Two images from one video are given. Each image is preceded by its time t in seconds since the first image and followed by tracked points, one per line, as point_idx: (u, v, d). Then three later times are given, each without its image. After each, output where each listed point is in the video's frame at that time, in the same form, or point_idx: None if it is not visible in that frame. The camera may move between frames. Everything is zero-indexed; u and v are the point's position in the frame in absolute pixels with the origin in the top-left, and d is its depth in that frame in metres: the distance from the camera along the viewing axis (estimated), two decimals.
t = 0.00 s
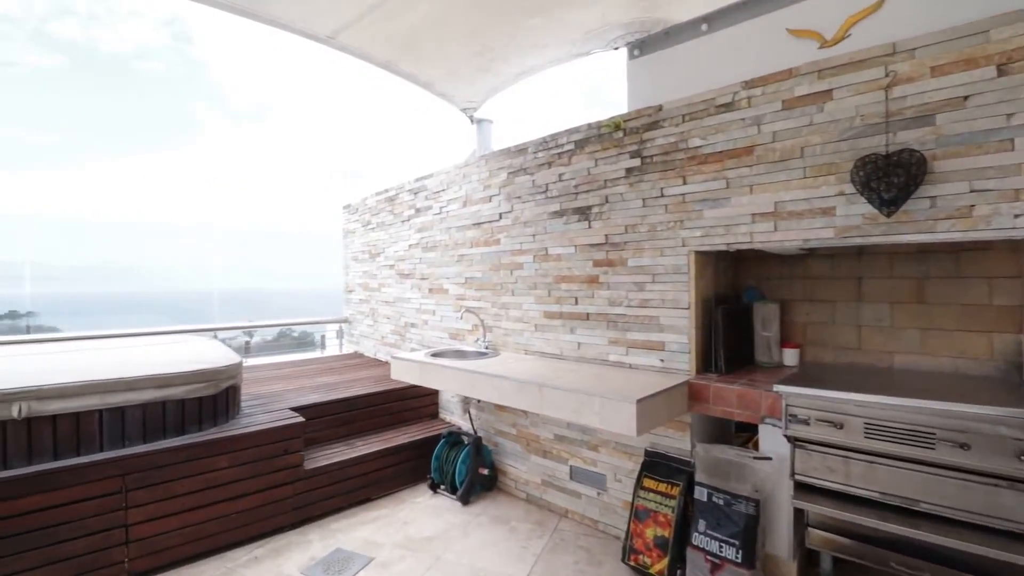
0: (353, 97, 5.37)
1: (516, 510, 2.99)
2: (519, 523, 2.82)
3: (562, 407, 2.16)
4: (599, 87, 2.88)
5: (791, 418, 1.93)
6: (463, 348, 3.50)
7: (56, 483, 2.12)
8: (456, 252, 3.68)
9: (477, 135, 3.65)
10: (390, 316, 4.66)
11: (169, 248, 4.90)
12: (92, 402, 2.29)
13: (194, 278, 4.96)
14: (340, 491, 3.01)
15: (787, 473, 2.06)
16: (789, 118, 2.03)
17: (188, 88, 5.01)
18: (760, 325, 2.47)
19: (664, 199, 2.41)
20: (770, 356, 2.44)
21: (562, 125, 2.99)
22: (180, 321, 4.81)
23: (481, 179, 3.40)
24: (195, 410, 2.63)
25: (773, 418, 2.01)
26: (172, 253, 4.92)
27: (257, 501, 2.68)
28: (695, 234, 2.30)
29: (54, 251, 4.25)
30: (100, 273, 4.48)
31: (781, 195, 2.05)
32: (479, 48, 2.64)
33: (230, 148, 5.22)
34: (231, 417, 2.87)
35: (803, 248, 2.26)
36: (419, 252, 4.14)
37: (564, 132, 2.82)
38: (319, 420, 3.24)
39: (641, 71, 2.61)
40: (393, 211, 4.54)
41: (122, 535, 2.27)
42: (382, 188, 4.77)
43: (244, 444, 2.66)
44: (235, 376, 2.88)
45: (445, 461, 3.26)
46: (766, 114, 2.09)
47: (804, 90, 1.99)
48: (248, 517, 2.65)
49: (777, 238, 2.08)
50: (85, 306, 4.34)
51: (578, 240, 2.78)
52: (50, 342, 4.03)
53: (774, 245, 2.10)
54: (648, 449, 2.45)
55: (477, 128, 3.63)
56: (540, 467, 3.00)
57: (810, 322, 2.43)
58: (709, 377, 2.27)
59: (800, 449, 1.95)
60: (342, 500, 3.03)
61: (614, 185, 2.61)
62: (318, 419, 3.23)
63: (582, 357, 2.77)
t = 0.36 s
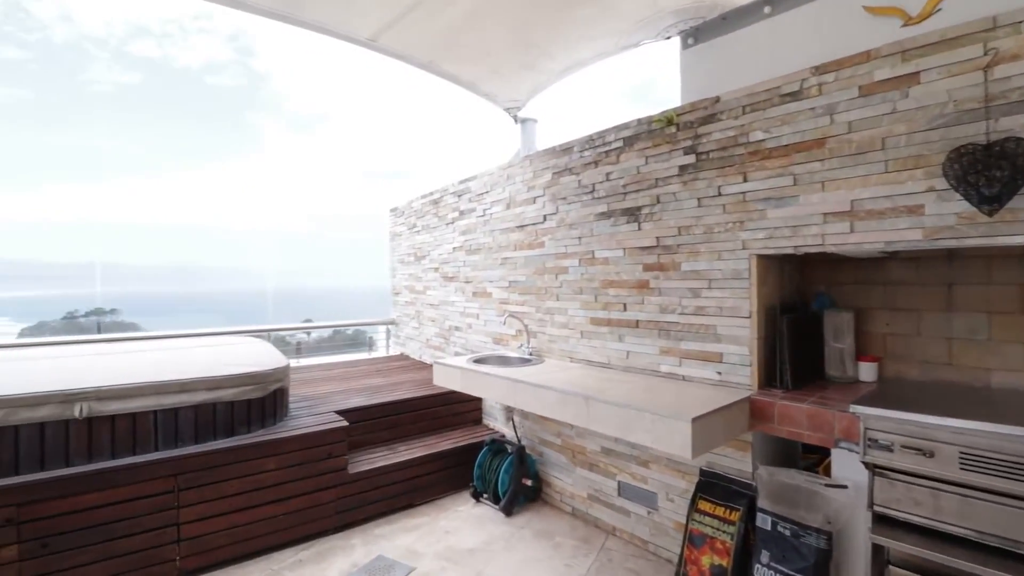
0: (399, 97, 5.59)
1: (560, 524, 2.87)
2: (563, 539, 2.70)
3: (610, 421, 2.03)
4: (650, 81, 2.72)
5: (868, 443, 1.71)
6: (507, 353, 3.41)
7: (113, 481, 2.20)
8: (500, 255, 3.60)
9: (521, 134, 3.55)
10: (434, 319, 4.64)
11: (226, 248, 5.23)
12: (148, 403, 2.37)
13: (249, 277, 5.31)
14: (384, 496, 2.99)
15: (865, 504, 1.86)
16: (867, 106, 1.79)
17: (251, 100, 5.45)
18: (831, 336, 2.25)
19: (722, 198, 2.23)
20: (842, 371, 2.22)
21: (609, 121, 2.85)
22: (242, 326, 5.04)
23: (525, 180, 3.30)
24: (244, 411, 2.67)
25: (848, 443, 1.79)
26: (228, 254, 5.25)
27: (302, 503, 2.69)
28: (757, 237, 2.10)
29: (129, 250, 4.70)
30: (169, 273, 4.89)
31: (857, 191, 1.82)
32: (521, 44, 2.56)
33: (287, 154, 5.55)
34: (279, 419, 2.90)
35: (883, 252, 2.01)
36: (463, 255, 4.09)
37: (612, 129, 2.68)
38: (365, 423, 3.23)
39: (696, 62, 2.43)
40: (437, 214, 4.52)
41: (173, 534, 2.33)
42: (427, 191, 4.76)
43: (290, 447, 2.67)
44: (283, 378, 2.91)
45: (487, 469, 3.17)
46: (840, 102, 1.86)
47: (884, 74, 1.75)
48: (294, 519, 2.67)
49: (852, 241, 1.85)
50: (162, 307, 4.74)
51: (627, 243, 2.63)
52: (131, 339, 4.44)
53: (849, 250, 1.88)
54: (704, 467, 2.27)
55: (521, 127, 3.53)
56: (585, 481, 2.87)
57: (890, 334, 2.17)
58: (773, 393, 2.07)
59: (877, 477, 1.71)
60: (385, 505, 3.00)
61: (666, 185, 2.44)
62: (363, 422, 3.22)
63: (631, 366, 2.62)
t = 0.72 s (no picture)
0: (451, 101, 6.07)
1: (614, 541, 2.71)
2: (617, 558, 2.54)
3: (666, 438, 1.87)
4: (712, 69, 2.54)
5: (975, 475, 1.43)
6: (557, 359, 3.29)
7: (172, 479, 2.27)
8: (550, 257, 3.48)
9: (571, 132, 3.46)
10: (484, 321, 4.58)
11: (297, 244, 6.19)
12: (206, 403, 2.43)
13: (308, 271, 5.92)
14: (431, 502, 2.93)
15: (969, 542, 1.57)
16: (973, 83, 1.52)
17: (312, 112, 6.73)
18: (925, 348, 1.97)
19: (795, 193, 2.00)
20: (939, 388, 1.94)
21: (667, 114, 2.66)
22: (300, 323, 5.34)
23: (576, 179, 3.17)
24: (296, 413, 2.70)
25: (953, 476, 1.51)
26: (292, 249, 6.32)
27: (352, 506, 2.69)
28: (837, 236, 1.87)
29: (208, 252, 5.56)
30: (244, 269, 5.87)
31: (961, 182, 1.55)
32: (569, 38, 2.48)
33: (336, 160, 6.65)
34: (330, 421, 2.91)
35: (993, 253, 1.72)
36: (513, 257, 4.01)
37: (670, 122, 2.50)
38: (413, 426, 3.16)
39: (763, 44, 2.21)
40: (487, 215, 4.47)
41: (227, 532, 2.39)
42: (477, 193, 4.72)
43: (339, 450, 2.67)
44: (335, 380, 2.93)
45: (536, 478, 3.03)
46: (938, 81, 1.59)
47: (994, 46, 1.47)
48: (344, 521, 2.67)
49: (954, 243, 1.57)
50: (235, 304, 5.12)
51: (686, 243, 2.44)
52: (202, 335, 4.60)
53: (949, 252, 1.61)
54: (774, 491, 2.05)
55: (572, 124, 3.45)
56: (640, 496, 2.70)
57: (1000, 346, 1.85)
58: (857, 412, 1.83)
59: (985, 515, 1.42)
60: (434, 511, 2.95)
61: (730, 180, 2.24)
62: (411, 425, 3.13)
63: (691, 377, 2.43)
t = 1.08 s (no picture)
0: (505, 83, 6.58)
1: (666, 564, 2.51)
2: None
3: (725, 458, 1.67)
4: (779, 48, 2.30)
5: None
6: (605, 365, 3.12)
7: (220, 477, 2.31)
8: (598, 257, 3.32)
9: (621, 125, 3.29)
10: (531, 323, 4.46)
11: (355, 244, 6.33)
12: (253, 403, 2.46)
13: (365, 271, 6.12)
14: (474, 510, 2.84)
15: None
16: None
17: (376, 118, 7.28)
18: None
19: (877, 183, 1.73)
20: None
21: (727, 100, 2.44)
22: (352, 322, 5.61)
23: (626, 174, 2.99)
24: (339, 415, 2.69)
25: None
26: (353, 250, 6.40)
27: (392, 510, 2.64)
28: (929, 232, 1.59)
29: (277, 253, 5.91)
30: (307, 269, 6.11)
31: None
32: (619, 15, 2.33)
33: (398, 158, 7.20)
34: (374, 423, 2.88)
35: None
36: (560, 258, 3.86)
37: (730, 108, 2.28)
38: (458, 431, 3.11)
39: (839, 15, 1.95)
40: (534, 214, 4.35)
41: (272, 531, 2.41)
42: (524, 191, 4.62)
43: (380, 453, 2.63)
44: (378, 382, 2.89)
45: (583, 490, 2.88)
46: None
47: None
48: (385, 525, 2.63)
49: None
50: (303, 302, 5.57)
51: (748, 241, 2.21)
52: (274, 332, 5.15)
53: None
54: (852, 523, 1.80)
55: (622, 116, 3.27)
56: (696, 517, 2.49)
57: None
58: (954, 438, 1.55)
59: None
60: (476, 519, 2.85)
61: (799, 170, 1.99)
62: (456, 430, 3.09)
63: (753, 389, 2.21)
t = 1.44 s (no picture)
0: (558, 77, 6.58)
1: None
2: None
3: (793, 487, 1.45)
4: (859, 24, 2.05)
5: None
6: (657, 373, 2.92)
7: (262, 475, 2.32)
8: (650, 257, 3.12)
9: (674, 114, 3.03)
10: (580, 326, 4.29)
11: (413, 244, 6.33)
12: (296, 403, 2.47)
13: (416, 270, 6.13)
14: (517, 521, 2.70)
15: None
16: None
17: (433, 122, 7.94)
18: None
19: (980, 170, 1.46)
20: None
21: (794, 82, 2.19)
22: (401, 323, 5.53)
23: (680, 168, 2.79)
24: (380, 417, 2.64)
25: None
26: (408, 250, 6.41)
27: (432, 517, 2.54)
28: None
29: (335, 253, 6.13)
30: (368, 269, 6.30)
31: None
32: None
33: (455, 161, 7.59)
34: (415, 427, 2.82)
35: None
36: (610, 258, 3.68)
37: (798, 89, 2.03)
38: (501, 437, 3.01)
39: None
40: (582, 213, 4.20)
41: (313, 532, 2.38)
42: (572, 190, 4.47)
43: (420, 458, 2.54)
44: (420, 385, 2.84)
45: (631, 506, 2.68)
46: None
47: None
48: (425, 532, 2.53)
49: None
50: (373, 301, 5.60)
51: (819, 238, 1.96)
52: (336, 330, 5.15)
53: None
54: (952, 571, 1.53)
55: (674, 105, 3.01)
56: (758, 544, 2.25)
57: None
58: None
59: None
60: (519, 531, 2.71)
61: (881, 157, 1.73)
62: (499, 436, 3.00)
63: (826, 406, 1.96)
